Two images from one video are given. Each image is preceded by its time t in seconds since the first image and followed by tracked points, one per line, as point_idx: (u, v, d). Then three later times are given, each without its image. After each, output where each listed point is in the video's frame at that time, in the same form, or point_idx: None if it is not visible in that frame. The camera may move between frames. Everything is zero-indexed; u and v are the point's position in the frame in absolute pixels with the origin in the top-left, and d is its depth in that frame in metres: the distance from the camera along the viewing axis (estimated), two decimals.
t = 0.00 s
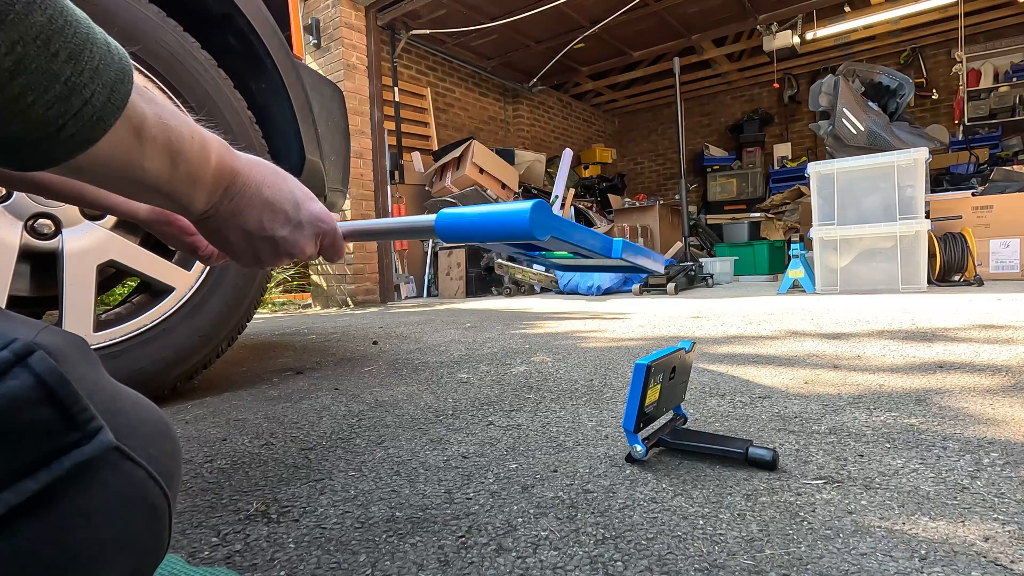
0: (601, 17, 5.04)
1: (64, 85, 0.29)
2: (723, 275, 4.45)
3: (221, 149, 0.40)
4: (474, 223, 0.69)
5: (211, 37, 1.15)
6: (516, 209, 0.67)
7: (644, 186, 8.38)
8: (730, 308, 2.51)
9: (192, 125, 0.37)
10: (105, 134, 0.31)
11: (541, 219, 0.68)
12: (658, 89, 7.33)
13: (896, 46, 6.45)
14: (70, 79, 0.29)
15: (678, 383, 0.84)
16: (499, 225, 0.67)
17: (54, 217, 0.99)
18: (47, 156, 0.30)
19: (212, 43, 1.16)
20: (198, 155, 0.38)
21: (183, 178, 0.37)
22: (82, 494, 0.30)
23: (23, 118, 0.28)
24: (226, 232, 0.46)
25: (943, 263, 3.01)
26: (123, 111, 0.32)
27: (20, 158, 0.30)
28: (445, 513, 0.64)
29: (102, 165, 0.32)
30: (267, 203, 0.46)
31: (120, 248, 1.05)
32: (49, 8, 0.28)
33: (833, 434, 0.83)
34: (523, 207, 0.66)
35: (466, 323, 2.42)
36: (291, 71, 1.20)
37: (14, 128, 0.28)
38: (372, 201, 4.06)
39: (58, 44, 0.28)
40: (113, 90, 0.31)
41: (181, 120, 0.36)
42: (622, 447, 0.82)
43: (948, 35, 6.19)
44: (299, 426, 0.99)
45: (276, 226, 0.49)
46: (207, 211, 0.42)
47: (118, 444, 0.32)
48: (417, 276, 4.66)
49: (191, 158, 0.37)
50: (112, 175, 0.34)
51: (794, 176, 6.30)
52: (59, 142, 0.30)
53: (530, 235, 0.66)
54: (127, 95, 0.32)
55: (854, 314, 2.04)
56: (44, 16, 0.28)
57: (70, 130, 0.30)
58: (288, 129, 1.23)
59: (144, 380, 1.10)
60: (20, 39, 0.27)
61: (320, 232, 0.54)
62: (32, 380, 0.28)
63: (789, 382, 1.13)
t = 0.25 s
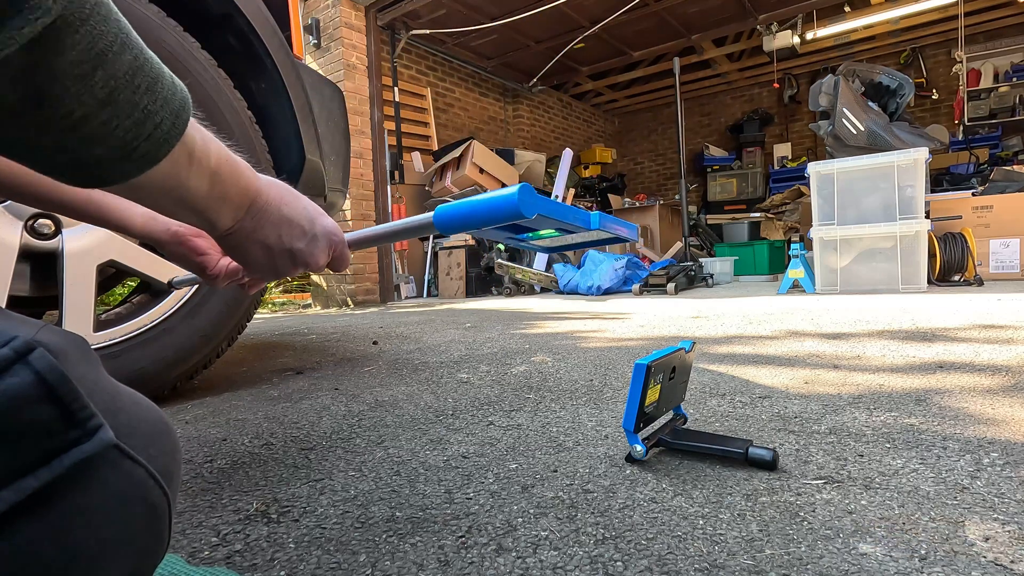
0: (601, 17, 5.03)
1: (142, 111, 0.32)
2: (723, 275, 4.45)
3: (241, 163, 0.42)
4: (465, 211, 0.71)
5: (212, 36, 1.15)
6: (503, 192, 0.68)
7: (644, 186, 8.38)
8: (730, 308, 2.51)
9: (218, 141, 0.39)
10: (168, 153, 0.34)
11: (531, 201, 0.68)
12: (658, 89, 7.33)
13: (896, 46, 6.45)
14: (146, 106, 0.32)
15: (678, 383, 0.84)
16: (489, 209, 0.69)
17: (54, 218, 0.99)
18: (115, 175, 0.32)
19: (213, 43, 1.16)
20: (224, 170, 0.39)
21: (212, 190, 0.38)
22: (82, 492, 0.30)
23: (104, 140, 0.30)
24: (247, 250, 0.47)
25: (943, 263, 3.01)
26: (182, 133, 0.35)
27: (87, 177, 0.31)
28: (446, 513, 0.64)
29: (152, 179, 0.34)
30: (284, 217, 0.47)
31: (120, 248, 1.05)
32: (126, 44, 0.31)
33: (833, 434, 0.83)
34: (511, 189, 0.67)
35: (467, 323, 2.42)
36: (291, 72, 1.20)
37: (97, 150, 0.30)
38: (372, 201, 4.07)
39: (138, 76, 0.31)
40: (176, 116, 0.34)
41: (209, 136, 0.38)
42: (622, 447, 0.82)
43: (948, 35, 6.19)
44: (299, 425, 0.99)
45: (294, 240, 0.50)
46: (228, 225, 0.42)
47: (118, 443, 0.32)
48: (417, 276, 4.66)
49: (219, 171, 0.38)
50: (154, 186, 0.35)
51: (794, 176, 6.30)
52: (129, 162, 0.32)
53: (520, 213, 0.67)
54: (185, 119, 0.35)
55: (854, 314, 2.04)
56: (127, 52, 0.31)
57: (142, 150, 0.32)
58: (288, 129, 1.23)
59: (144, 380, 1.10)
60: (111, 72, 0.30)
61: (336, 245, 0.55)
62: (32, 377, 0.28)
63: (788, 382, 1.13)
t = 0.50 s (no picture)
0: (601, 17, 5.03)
1: (189, 149, 0.34)
2: (723, 275, 4.45)
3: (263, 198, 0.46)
4: (450, 252, 0.77)
5: (212, 37, 1.15)
6: (487, 238, 0.75)
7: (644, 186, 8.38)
8: (729, 308, 2.51)
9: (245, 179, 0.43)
10: (205, 183, 0.37)
11: (511, 250, 0.76)
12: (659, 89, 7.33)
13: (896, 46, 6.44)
14: (193, 144, 0.34)
15: (678, 383, 0.84)
16: (473, 253, 0.75)
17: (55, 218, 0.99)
18: (160, 205, 0.35)
19: (213, 43, 1.16)
20: (250, 204, 0.43)
21: (240, 224, 0.42)
22: (83, 483, 0.30)
23: (157, 175, 0.33)
24: (259, 272, 0.51)
25: (943, 263, 3.01)
26: (217, 165, 0.38)
27: (134, 206, 0.34)
28: (445, 513, 0.64)
29: (188, 212, 0.37)
30: (295, 244, 0.51)
31: (120, 248, 1.05)
32: (181, 92, 0.34)
33: (833, 434, 0.83)
34: (494, 237, 0.74)
35: (467, 323, 2.42)
36: (291, 72, 1.20)
37: (149, 183, 0.33)
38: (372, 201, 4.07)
39: (190, 120, 0.34)
40: (215, 152, 0.37)
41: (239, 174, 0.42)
42: (622, 447, 0.82)
43: (948, 35, 6.19)
44: (299, 425, 0.99)
45: (301, 265, 0.54)
46: (247, 253, 0.46)
47: (119, 436, 0.32)
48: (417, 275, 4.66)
49: (247, 207, 0.43)
50: (192, 224, 0.38)
51: (794, 176, 6.30)
52: (174, 192, 0.35)
53: (502, 260, 0.74)
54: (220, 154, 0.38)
55: (853, 313, 2.04)
56: (182, 98, 0.34)
57: (186, 182, 0.35)
58: (288, 129, 1.23)
59: (144, 380, 1.10)
60: (169, 117, 0.33)
61: (337, 269, 0.60)
62: (36, 364, 0.28)
63: (789, 382, 1.13)
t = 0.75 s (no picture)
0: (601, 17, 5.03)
1: (207, 175, 0.36)
2: (722, 275, 4.45)
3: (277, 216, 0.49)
4: (455, 264, 0.77)
5: (212, 37, 1.15)
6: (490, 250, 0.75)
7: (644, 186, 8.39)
8: (729, 308, 2.51)
9: (263, 201, 0.46)
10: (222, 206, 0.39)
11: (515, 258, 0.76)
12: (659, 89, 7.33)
13: (896, 46, 6.44)
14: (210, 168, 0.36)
15: (678, 383, 0.84)
16: (477, 265, 0.75)
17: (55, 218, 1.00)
18: (179, 224, 0.36)
19: (213, 43, 1.16)
20: (268, 225, 0.47)
21: (259, 244, 0.46)
22: (85, 476, 0.30)
23: (175, 200, 0.34)
24: (270, 283, 0.55)
25: (943, 263, 3.01)
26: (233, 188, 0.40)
27: (155, 230, 0.35)
28: (445, 513, 0.64)
29: (209, 234, 0.40)
30: (305, 257, 0.55)
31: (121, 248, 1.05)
32: (202, 122, 0.36)
33: (833, 434, 0.83)
34: (499, 247, 0.75)
35: (466, 323, 2.42)
36: (291, 72, 1.20)
37: (168, 205, 0.34)
38: (372, 201, 4.07)
39: (209, 147, 0.36)
40: (232, 175, 0.38)
41: (258, 197, 0.45)
42: (622, 447, 0.82)
43: (948, 35, 6.19)
44: (299, 425, 0.99)
45: (310, 276, 0.58)
46: (262, 268, 0.50)
47: (121, 431, 0.33)
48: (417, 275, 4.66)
49: (264, 227, 0.46)
50: (217, 247, 0.42)
51: (794, 176, 6.30)
52: (192, 214, 0.36)
53: (506, 271, 0.75)
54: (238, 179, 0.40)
55: (853, 313, 2.04)
56: (203, 128, 0.35)
57: (204, 204, 0.37)
58: (288, 129, 1.23)
59: (144, 380, 1.10)
60: (190, 145, 0.34)
61: (343, 278, 0.64)
62: (42, 355, 0.28)
63: (789, 382, 1.13)
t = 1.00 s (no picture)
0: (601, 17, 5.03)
1: (214, 182, 0.37)
2: (722, 275, 4.45)
3: (281, 220, 0.50)
4: (457, 267, 0.78)
5: (212, 37, 1.15)
6: (494, 255, 0.76)
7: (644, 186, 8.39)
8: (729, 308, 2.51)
9: (267, 205, 0.47)
10: (229, 211, 0.40)
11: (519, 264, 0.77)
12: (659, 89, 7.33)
13: (896, 46, 6.44)
14: (218, 176, 0.37)
15: (678, 383, 0.84)
16: (479, 269, 0.76)
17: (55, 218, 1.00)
18: (186, 231, 0.37)
19: (213, 43, 1.16)
20: (272, 229, 0.47)
21: (263, 247, 0.47)
22: (86, 477, 0.30)
23: (182, 207, 0.35)
24: (275, 286, 0.55)
25: (943, 263, 3.01)
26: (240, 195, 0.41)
27: (162, 236, 0.36)
28: (445, 513, 0.64)
29: (216, 239, 0.41)
30: (310, 261, 0.56)
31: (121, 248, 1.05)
32: (210, 130, 0.36)
33: (833, 434, 0.83)
34: (503, 253, 0.76)
35: (467, 323, 2.42)
36: (291, 72, 1.20)
37: (174, 213, 0.35)
38: (372, 201, 4.07)
39: (216, 156, 0.37)
40: (238, 183, 0.39)
41: (263, 202, 0.46)
42: (622, 447, 0.82)
43: (948, 35, 6.19)
44: (299, 426, 0.99)
45: (315, 279, 0.59)
46: (267, 271, 0.50)
47: (121, 431, 0.33)
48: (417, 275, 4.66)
49: (269, 231, 0.47)
50: (222, 251, 0.42)
51: (794, 176, 6.30)
52: (200, 221, 0.37)
53: (508, 276, 0.76)
54: (244, 186, 0.40)
55: (853, 313, 2.04)
56: (210, 137, 0.36)
57: (209, 211, 0.37)
58: (288, 129, 1.23)
59: (144, 380, 1.10)
60: (198, 154, 0.35)
61: (347, 281, 0.65)
62: (43, 355, 0.28)
63: (789, 382, 1.13)
